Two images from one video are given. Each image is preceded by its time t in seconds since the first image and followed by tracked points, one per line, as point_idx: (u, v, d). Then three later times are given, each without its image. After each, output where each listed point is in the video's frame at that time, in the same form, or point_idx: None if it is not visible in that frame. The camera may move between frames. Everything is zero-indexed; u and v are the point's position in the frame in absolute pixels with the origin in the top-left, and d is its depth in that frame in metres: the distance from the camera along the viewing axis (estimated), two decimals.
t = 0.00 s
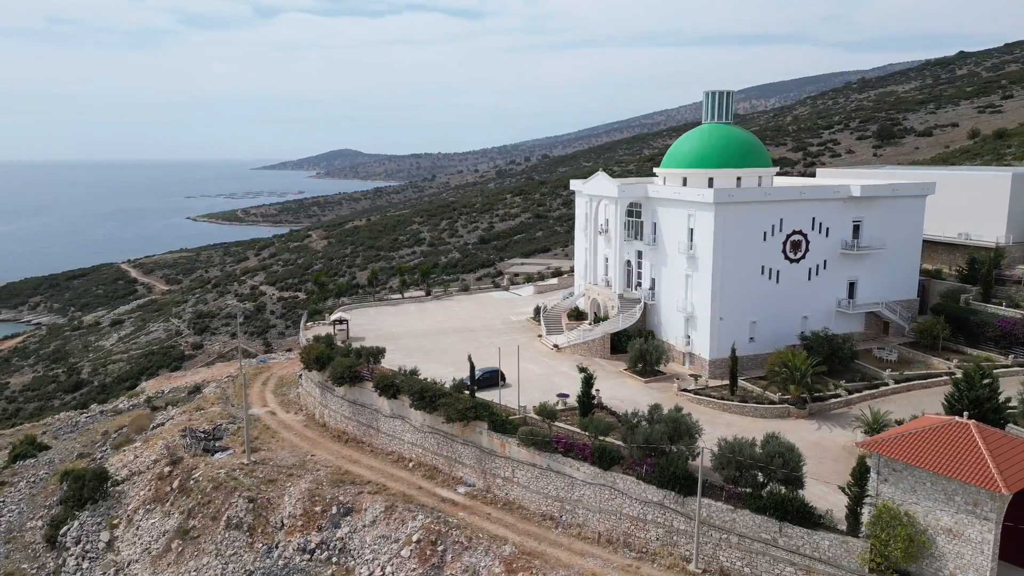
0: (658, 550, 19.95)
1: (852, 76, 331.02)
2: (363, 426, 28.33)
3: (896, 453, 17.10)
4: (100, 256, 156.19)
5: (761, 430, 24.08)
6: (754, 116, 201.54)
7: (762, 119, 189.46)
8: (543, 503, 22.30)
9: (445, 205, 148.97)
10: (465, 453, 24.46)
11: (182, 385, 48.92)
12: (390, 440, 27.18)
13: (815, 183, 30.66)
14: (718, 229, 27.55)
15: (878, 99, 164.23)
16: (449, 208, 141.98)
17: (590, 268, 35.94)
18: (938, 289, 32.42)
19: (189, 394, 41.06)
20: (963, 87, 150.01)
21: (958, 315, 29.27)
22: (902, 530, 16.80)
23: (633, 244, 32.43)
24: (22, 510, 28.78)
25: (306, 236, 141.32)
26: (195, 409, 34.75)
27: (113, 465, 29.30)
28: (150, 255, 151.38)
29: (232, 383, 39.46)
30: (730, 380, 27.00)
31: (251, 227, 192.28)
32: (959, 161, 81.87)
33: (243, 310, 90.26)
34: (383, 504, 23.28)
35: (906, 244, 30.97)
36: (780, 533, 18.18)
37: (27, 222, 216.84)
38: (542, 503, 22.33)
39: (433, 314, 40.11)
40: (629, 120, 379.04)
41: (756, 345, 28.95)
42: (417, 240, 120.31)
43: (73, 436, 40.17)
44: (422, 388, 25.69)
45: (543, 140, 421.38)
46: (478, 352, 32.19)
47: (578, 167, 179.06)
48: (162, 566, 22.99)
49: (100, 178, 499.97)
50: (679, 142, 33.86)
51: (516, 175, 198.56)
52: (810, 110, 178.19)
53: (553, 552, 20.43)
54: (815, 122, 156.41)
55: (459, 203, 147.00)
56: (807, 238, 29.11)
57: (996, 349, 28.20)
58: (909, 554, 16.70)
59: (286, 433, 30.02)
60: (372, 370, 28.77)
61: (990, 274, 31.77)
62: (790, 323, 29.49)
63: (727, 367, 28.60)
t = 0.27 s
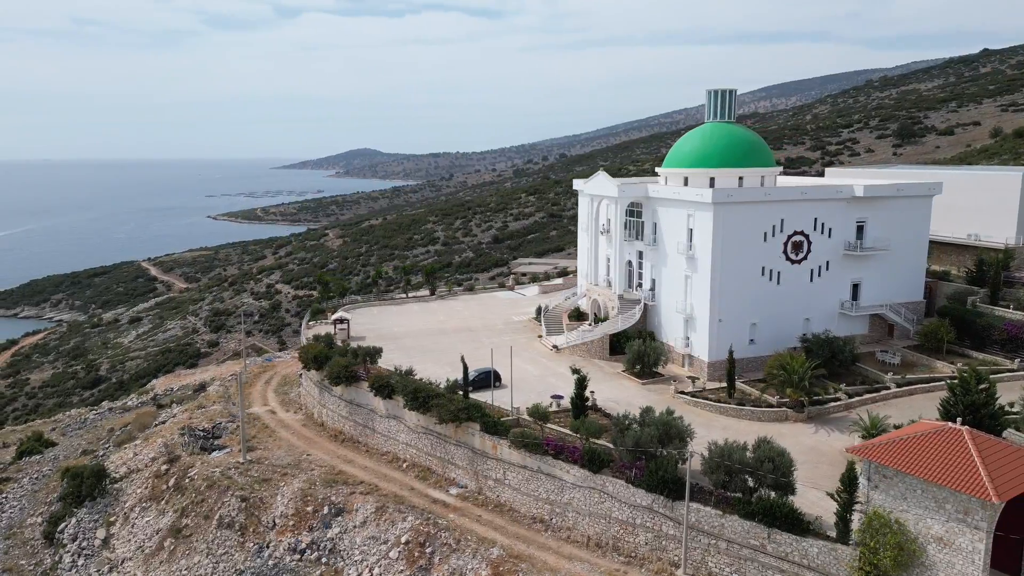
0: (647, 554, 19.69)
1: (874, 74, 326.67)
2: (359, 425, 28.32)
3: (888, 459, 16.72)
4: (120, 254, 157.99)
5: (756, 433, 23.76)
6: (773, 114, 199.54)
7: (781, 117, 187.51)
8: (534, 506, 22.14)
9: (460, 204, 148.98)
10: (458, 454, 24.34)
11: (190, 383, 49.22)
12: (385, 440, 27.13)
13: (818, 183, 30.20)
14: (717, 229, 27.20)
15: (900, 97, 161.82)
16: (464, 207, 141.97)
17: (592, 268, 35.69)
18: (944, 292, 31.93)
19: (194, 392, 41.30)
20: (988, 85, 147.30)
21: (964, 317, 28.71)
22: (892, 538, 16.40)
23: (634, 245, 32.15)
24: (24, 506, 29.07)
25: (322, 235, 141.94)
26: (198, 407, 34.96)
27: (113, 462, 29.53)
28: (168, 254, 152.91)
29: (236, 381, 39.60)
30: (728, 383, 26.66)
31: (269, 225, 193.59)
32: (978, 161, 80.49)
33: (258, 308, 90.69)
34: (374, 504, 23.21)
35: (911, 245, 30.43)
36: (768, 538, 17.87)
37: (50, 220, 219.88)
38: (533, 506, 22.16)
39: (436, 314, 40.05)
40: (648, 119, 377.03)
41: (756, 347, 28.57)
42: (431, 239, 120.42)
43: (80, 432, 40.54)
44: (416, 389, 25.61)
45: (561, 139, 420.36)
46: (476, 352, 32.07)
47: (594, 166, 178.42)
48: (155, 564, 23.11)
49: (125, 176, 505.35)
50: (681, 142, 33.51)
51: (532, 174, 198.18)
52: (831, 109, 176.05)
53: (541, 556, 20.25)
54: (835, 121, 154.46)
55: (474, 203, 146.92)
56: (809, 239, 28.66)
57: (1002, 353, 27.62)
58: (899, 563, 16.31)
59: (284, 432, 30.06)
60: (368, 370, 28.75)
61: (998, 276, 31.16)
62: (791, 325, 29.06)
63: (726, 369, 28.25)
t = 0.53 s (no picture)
0: (635, 558, 19.44)
1: (896, 72, 322.51)
2: (355, 425, 28.29)
3: (878, 465, 16.39)
4: (139, 252, 159.79)
5: (752, 437, 23.45)
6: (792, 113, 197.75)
7: (800, 116, 185.74)
8: (525, 508, 21.97)
9: (475, 203, 149.09)
10: (450, 455, 24.23)
11: (197, 380, 49.52)
12: (381, 440, 27.08)
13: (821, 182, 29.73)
14: (716, 229, 26.85)
15: (923, 95, 159.56)
16: (479, 206, 142.05)
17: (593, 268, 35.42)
18: (951, 295, 31.40)
19: (199, 389, 41.51)
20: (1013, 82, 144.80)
21: (969, 320, 28.19)
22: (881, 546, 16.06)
23: (635, 245, 31.86)
24: (25, 502, 29.36)
25: (339, 234, 142.57)
26: (200, 405, 35.13)
27: (113, 460, 29.76)
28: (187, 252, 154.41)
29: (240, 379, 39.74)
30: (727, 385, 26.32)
31: (288, 224, 194.75)
32: (999, 161, 79.13)
33: (275, 305, 91.08)
34: (365, 505, 23.14)
35: (916, 246, 29.89)
36: (756, 545, 17.57)
37: (73, 218, 223.00)
38: (524, 508, 22.00)
39: (439, 313, 39.96)
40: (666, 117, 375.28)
41: (756, 348, 28.19)
42: (445, 238, 120.59)
43: (87, 429, 40.93)
44: (410, 389, 25.52)
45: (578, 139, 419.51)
46: (475, 352, 31.95)
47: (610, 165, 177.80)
48: (148, 563, 23.24)
49: (150, 176, 511.14)
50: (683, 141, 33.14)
51: (549, 173, 197.93)
52: (851, 107, 174.05)
53: (529, 559, 20.08)
54: (855, 119, 152.69)
55: (489, 202, 146.91)
56: (810, 240, 28.23)
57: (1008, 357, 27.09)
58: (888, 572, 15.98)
59: (282, 431, 30.11)
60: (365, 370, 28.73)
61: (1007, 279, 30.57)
62: (792, 327, 28.65)
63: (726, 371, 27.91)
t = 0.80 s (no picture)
0: (623, 563, 19.21)
1: (919, 70, 317.96)
2: (351, 425, 28.28)
3: (867, 472, 16.05)
4: (158, 251, 161.42)
5: (747, 440, 23.14)
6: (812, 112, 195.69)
7: (820, 114, 183.72)
8: (515, 510, 21.82)
9: (491, 203, 148.99)
10: (443, 456, 24.12)
11: (205, 378, 49.80)
12: (376, 440, 27.05)
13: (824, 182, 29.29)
14: (714, 230, 26.52)
15: (945, 93, 157.18)
16: (494, 206, 141.93)
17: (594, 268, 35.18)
18: (958, 296, 30.83)
19: (204, 388, 41.74)
20: None
21: (975, 323, 27.66)
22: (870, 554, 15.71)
23: (635, 245, 31.60)
24: (27, 498, 29.66)
25: (355, 233, 143.13)
26: (202, 403, 35.34)
27: (113, 457, 29.98)
28: (205, 251, 155.79)
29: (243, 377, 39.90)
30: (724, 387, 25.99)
31: (305, 223, 195.83)
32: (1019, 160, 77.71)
33: (290, 303, 91.37)
34: (357, 505, 23.09)
35: (922, 247, 29.39)
36: (743, 551, 17.29)
37: (96, 217, 225.86)
38: (514, 510, 21.86)
39: (442, 313, 39.88)
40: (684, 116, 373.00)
41: (756, 350, 27.83)
42: (459, 237, 120.60)
43: (95, 426, 41.30)
44: (404, 390, 25.46)
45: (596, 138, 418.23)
46: (474, 352, 31.84)
47: (627, 164, 177.00)
48: (141, 561, 23.39)
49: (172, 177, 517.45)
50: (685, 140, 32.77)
51: (565, 172, 197.40)
52: (871, 105, 171.86)
53: (517, 562, 19.92)
54: (875, 117, 150.70)
55: (505, 201, 146.72)
56: (811, 241, 27.80)
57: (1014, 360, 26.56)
58: None
59: (280, 430, 30.18)
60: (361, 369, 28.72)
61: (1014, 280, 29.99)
62: (793, 329, 28.25)
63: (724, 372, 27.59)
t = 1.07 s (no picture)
0: (611, 567, 18.99)
1: (943, 67, 313.11)
2: (348, 424, 28.26)
3: (856, 478, 15.70)
4: (177, 249, 162.86)
5: (742, 443, 22.83)
6: (832, 110, 193.40)
7: (840, 113, 181.57)
8: (506, 511, 21.66)
9: (506, 202, 148.65)
10: (436, 456, 24.02)
11: (214, 376, 50.03)
12: (371, 440, 27.01)
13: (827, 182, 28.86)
14: (712, 230, 26.20)
15: (969, 91, 154.63)
16: (508, 205, 141.62)
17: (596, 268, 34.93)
18: (965, 299, 30.26)
19: (210, 386, 41.93)
20: None
21: (980, 326, 27.15)
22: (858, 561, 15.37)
23: (635, 245, 31.34)
24: (29, 495, 29.93)
25: (370, 232, 143.48)
26: (205, 401, 35.48)
27: (113, 455, 30.19)
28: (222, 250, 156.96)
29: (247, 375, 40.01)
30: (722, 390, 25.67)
31: (322, 222, 196.69)
32: None
33: (304, 301, 91.52)
34: (348, 505, 23.04)
35: (926, 248, 28.87)
36: (730, 556, 17.01)
37: (117, 216, 228.37)
38: (505, 511, 21.71)
39: (444, 313, 39.76)
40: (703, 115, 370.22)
41: (755, 352, 27.48)
42: (473, 237, 120.43)
43: (102, 423, 41.64)
44: (399, 390, 25.41)
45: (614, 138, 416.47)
46: (473, 352, 31.72)
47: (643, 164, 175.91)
48: (136, 558, 23.53)
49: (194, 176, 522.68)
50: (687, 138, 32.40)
51: (581, 172, 196.66)
52: (893, 104, 169.47)
53: (504, 564, 19.77)
54: (897, 116, 148.51)
55: (520, 201, 146.28)
56: (813, 241, 27.39)
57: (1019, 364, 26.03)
58: None
59: (279, 429, 30.21)
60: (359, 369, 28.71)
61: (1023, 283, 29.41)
62: (794, 330, 27.86)
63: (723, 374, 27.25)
